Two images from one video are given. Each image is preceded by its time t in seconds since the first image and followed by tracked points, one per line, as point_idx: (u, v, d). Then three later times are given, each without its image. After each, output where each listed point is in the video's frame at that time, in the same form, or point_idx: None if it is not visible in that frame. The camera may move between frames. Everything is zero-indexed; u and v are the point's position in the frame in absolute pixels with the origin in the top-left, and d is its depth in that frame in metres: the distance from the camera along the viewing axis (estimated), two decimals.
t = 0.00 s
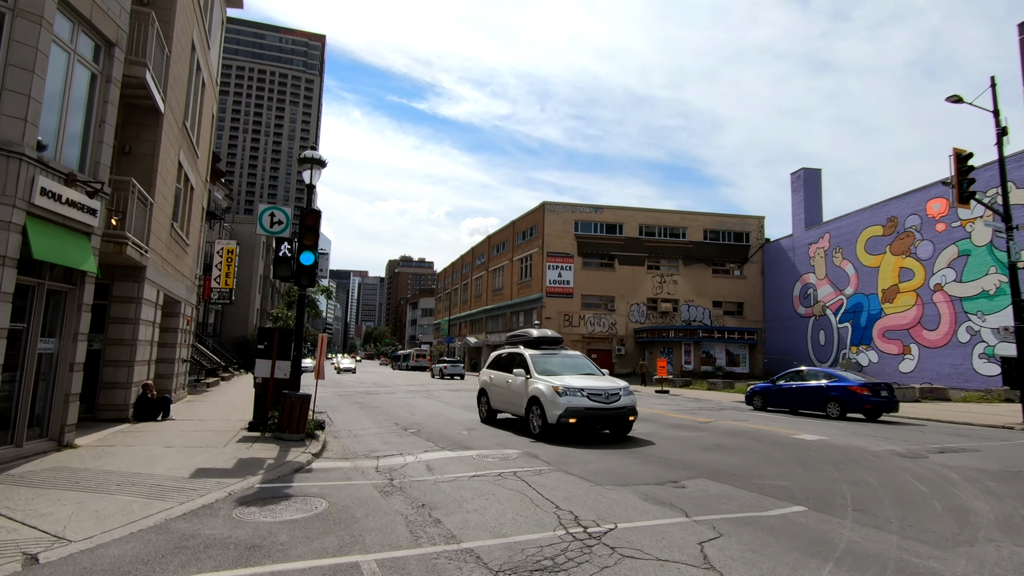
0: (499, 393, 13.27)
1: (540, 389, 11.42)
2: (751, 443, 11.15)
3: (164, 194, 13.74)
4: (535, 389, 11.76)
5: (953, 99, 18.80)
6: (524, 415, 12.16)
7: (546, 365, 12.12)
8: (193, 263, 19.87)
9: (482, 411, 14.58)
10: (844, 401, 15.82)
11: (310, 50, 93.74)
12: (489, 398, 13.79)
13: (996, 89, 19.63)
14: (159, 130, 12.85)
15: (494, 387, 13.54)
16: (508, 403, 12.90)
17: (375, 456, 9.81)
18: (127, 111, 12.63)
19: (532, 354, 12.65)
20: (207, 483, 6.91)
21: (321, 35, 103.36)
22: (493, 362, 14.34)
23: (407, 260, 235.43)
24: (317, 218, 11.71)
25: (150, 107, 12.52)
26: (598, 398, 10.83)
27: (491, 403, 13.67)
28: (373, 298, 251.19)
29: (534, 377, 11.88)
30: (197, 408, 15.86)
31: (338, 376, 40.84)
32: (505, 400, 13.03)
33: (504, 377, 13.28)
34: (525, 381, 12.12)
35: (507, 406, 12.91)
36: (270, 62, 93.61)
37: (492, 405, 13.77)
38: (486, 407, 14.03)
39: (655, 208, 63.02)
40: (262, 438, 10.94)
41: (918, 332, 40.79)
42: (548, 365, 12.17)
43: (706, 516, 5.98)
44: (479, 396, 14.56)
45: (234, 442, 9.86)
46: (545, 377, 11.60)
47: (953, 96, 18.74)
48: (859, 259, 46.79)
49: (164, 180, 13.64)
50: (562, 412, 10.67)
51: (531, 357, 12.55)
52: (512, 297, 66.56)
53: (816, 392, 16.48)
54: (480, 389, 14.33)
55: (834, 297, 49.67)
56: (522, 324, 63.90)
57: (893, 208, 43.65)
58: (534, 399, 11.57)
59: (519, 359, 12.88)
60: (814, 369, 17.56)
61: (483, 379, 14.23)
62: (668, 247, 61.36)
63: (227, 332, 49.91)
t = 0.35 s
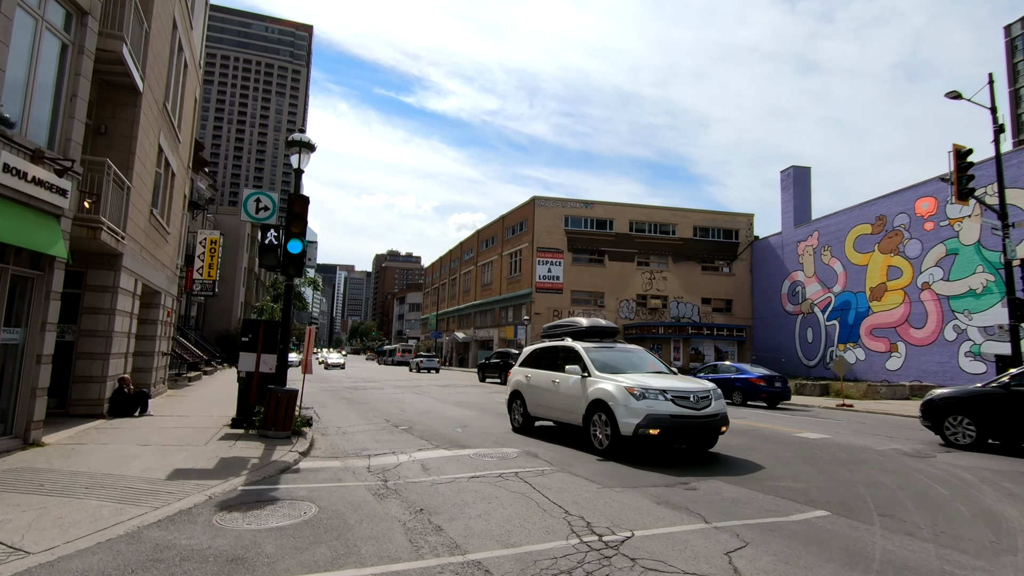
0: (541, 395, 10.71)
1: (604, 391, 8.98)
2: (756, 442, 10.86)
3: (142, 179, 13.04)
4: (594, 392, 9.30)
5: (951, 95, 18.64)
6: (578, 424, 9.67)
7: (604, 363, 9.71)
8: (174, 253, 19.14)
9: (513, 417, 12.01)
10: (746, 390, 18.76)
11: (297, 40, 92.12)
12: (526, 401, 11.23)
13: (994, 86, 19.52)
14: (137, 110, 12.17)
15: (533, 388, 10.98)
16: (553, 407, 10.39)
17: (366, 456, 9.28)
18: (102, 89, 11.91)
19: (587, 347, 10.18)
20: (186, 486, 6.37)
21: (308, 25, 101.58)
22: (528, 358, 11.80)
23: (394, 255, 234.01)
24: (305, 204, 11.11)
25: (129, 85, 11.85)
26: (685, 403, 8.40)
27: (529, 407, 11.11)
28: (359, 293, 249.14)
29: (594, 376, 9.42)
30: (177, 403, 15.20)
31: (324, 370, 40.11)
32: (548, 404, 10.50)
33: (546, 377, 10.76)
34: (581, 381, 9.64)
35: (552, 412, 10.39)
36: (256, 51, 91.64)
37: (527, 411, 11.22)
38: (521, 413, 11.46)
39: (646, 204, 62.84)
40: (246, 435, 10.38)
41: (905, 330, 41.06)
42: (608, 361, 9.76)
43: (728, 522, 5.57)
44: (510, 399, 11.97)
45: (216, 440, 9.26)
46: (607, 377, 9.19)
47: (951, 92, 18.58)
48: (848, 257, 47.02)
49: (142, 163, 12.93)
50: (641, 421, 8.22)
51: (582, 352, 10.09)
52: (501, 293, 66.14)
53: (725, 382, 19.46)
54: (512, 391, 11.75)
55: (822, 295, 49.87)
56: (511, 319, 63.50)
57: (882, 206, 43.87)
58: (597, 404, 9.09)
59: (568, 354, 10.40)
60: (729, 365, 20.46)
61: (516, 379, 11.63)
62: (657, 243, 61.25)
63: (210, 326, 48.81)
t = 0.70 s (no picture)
0: (628, 411, 8.03)
1: (741, 412, 6.30)
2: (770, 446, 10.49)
3: (129, 168, 12.46)
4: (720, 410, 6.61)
5: (960, 92, 18.35)
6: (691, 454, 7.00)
7: (727, 369, 7.02)
8: (163, 247, 18.51)
9: (578, 433, 9.38)
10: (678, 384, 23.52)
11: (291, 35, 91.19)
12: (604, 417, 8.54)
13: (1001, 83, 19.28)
14: (124, 96, 11.60)
15: (615, 401, 8.30)
16: (647, 428, 7.72)
17: (364, 460, 8.79)
18: (86, 73, 11.34)
19: (698, 348, 7.46)
20: (172, 497, 5.87)
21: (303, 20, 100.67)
22: (600, 360, 9.10)
23: (388, 252, 233.06)
24: (301, 195, 10.60)
25: (115, 69, 11.29)
26: (874, 432, 5.74)
27: (609, 426, 8.42)
28: (352, 291, 247.96)
29: (721, 390, 6.72)
30: (166, 403, 14.61)
31: (317, 369, 39.49)
32: (638, 424, 7.84)
33: (634, 385, 8.05)
34: (699, 396, 6.92)
35: (646, 435, 7.69)
36: (249, 46, 90.56)
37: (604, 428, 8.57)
38: (595, 430, 8.75)
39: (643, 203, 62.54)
40: (238, 438, 9.87)
41: (903, 330, 40.92)
42: (732, 367, 7.08)
43: (763, 539, 5.14)
44: (574, 412, 9.35)
45: (204, 444, 8.73)
46: (742, 391, 6.52)
47: (960, 88, 18.30)
48: (845, 257, 46.87)
49: (129, 151, 12.35)
50: (817, 462, 5.52)
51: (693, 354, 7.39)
52: (496, 291, 65.72)
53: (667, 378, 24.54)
54: (581, 401, 9.06)
55: (819, 295, 49.75)
56: (506, 317, 63.12)
57: (880, 206, 43.74)
58: (732, 430, 6.38)
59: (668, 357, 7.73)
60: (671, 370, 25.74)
61: (587, 387, 8.93)
62: (654, 242, 60.94)
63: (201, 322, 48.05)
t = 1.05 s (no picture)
0: (810, 441, 5.49)
1: None
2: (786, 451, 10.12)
3: (115, 158, 11.92)
4: None
5: (967, 88, 18.08)
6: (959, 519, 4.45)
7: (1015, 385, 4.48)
8: (151, 243, 17.88)
9: (703, 466, 6.78)
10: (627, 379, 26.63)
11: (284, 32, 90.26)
12: (757, 448, 5.99)
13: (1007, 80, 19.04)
14: (108, 83, 11.04)
15: (782, 425, 5.76)
16: (857, 471, 5.13)
17: (363, 467, 8.30)
18: (69, 58, 10.79)
19: (939, 350, 4.94)
20: (157, 510, 5.38)
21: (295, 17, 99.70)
22: (742, 366, 6.53)
23: (381, 251, 232.01)
24: (296, 185, 10.07)
25: (99, 55, 10.73)
26: None
27: (767, 461, 5.87)
28: (344, 289, 246.64)
29: None
30: (153, 404, 14.05)
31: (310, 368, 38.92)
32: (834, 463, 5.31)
33: (825, 405, 5.48)
34: (974, 426, 4.42)
35: (856, 481, 5.12)
36: (240, 42, 89.37)
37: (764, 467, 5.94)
38: (746, 468, 6.11)
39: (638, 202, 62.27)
40: (229, 442, 9.38)
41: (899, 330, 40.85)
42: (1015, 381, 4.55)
43: (805, 557, 4.72)
44: (696, 438, 6.77)
45: (192, 449, 8.21)
46: None
47: (967, 85, 18.02)
48: (841, 257, 46.77)
49: (114, 140, 11.80)
50: None
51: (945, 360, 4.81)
52: (491, 290, 65.34)
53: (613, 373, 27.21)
54: (713, 423, 6.49)
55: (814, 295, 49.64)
56: (501, 317, 62.68)
57: (876, 206, 43.67)
58: None
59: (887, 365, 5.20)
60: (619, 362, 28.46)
61: (726, 403, 6.37)
62: (650, 241, 60.70)
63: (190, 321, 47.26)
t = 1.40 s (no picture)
0: None
1: None
2: (794, 451, 9.79)
3: (89, 146, 11.24)
4: None
5: (964, 84, 17.96)
6: None
7: None
8: (129, 238, 17.09)
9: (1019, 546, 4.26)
10: (576, 374, 28.73)
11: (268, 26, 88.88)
12: None
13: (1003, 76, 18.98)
14: (82, 66, 10.36)
15: None
16: None
17: (357, 473, 7.80)
18: (37, 36, 10.07)
19: None
20: (128, 526, 4.85)
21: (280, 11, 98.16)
22: None
23: (367, 249, 230.08)
24: (283, 174, 9.49)
25: (72, 35, 10.07)
26: None
27: None
28: (330, 288, 244.22)
29: None
30: (130, 406, 13.38)
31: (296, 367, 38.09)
32: None
33: None
34: None
35: None
36: (223, 36, 87.68)
37: None
38: None
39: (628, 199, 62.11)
40: (212, 447, 8.83)
41: (887, 327, 41.06)
42: None
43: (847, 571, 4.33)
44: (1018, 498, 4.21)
45: (171, 455, 7.64)
46: None
47: (964, 80, 17.91)
48: (830, 254, 46.94)
49: (89, 127, 11.12)
50: None
51: None
52: (480, 287, 64.90)
53: (564, 369, 29.63)
54: None
55: (803, 293, 49.83)
56: (490, 315, 62.24)
57: (865, 204, 43.87)
58: None
59: None
60: (573, 357, 30.98)
61: None
62: (640, 239, 60.57)
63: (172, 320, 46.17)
